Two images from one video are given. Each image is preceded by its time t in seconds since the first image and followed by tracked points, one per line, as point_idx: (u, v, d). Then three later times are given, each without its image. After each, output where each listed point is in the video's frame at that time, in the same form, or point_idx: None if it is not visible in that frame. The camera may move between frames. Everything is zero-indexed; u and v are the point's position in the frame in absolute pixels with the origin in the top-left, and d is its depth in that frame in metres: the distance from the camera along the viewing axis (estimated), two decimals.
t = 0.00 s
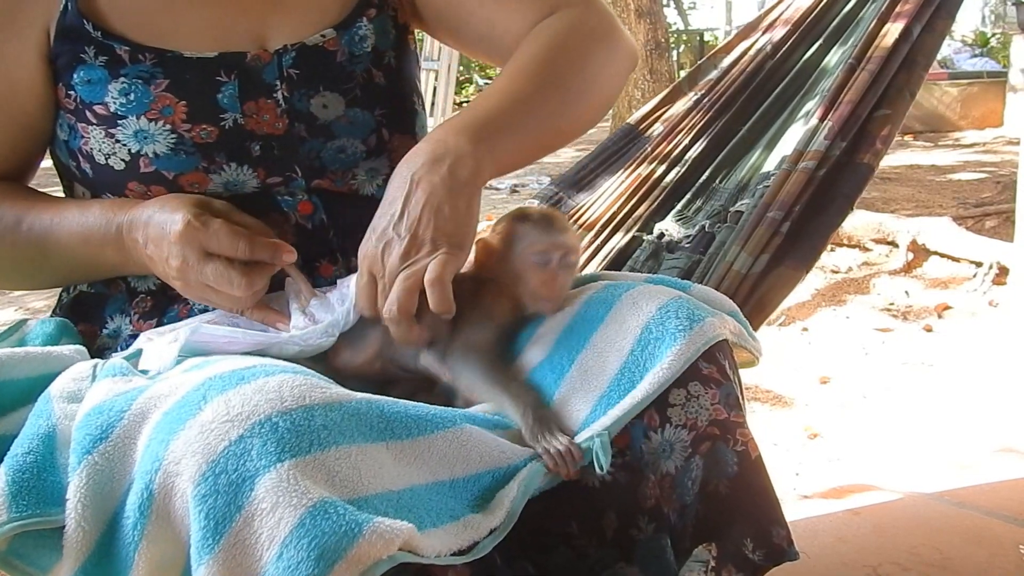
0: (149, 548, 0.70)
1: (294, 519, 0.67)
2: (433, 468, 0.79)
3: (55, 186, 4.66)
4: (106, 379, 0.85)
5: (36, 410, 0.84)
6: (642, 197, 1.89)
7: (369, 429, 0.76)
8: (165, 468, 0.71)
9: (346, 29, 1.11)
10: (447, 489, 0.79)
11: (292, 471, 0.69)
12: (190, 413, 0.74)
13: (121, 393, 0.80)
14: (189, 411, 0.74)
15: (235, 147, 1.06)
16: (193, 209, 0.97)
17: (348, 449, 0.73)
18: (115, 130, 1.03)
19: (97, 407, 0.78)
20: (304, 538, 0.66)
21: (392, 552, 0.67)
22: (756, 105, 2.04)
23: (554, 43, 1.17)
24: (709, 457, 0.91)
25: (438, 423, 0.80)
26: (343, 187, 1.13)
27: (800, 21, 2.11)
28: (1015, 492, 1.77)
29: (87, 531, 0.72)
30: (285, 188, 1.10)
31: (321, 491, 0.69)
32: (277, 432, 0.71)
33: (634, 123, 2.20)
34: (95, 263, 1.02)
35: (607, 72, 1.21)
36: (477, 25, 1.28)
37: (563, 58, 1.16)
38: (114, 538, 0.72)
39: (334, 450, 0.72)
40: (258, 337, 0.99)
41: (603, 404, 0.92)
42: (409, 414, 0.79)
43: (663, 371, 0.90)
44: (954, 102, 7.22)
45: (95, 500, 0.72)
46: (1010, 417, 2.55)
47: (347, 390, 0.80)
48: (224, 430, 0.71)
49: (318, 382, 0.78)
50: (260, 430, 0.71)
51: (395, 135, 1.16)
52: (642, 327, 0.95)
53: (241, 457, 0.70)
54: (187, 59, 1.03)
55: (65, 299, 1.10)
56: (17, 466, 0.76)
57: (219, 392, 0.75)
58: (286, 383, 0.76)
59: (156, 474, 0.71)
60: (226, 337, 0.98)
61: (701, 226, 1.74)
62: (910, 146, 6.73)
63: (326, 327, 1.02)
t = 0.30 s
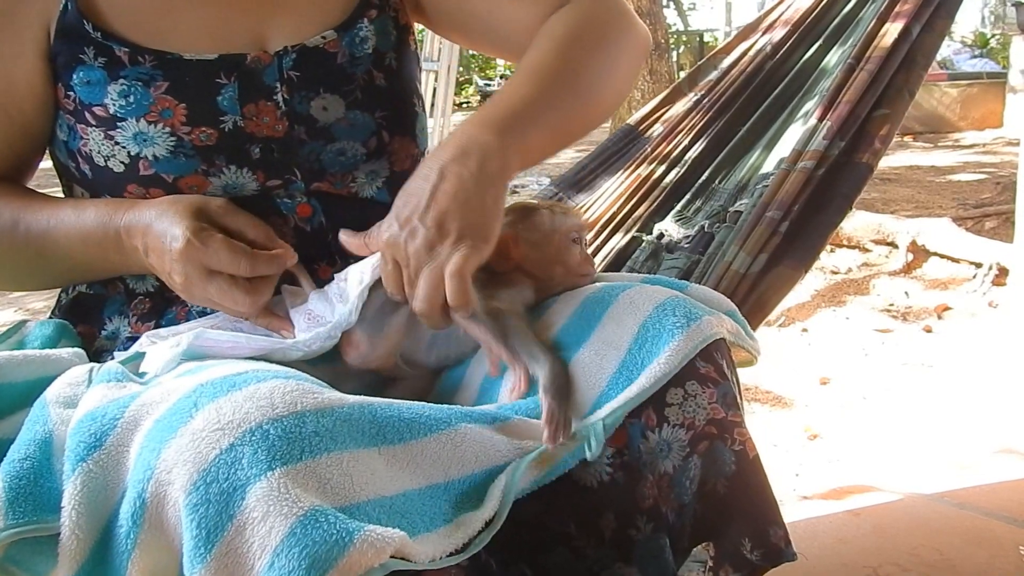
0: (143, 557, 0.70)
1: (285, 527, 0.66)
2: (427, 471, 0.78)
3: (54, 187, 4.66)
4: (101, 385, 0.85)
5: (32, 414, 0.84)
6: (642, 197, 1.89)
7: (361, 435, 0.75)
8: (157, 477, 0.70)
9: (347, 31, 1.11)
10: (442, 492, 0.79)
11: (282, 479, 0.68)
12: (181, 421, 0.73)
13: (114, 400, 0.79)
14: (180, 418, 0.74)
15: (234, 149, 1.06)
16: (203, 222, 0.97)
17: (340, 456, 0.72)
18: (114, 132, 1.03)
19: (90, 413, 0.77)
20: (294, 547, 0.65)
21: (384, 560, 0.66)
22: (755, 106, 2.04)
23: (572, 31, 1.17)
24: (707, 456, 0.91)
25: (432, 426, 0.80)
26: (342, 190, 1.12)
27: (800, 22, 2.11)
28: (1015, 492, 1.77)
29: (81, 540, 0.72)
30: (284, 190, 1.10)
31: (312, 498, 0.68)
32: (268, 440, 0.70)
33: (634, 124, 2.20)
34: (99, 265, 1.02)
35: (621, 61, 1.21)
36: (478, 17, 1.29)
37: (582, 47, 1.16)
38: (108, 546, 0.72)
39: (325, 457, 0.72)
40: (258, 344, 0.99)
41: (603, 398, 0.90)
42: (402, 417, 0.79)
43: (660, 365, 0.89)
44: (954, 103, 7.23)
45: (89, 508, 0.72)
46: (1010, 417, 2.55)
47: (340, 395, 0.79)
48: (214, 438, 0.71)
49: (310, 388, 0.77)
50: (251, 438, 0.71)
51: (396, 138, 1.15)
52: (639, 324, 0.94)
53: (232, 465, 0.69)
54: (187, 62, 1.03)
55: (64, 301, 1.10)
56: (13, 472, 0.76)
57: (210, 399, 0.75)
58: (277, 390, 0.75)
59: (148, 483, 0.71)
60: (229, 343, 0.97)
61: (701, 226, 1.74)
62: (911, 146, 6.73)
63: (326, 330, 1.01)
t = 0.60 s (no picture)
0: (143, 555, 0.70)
1: (284, 527, 0.66)
2: (428, 471, 0.78)
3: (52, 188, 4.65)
4: (103, 383, 0.85)
5: (33, 412, 0.84)
6: (642, 198, 1.90)
7: (361, 435, 0.75)
8: (157, 475, 0.70)
9: (357, 36, 1.12)
10: (443, 492, 0.79)
11: (282, 478, 0.68)
12: (182, 419, 0.73)
13: (116, 398, 0.79)
14: (180, 416, 0.73)
15: (245, 154, 1.07)
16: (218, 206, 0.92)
17: (339, 455, 0.72)
18: (125, 137, 1.03)
19: (92, 411, 0.77)
20: (293, 546, 0.65)
21: (382, 561, 0.66)
22: (757, 106, 2.05)
23: (587, 41, 1.18)
24: (706, 457, 0.91)
25: (432, 426, 0.80)
26: (350, 195, 1.13)
27: (799, 24, 2.12)
28: (1014, 493, 1.78)
29: (82, 537, 0.72)
30: (292, 195, 1.10)
31: (311, 498, 0.68)
32: (268, 439, 0.70)
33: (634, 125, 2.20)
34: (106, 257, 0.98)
35: (639, 72, 1.21)
36: (484, 21, 1.28)
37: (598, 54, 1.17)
38: (109, 544, 0.73)
39: (325, 456, 0.72)
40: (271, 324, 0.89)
41: (602, 404, 0.90)
42: (402, 418, 0.79)
43: (664, 369, 0.89)
44: (954, 104, 7.23)
45: (90, 505, 0.72)
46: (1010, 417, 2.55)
47: (340, 394, 0.79)
48: (215, 437, 0.71)
49: (311, 387, 0.77)
50: (252, 437, 0.70)
51: (403, 143, 1.16)
52: (640, 326, 0.94)
53: (232, 465, 0.69)
54: (198, 67, 1.03)
55: (67, 300, 1.10)
56: (15, 470, 0.76)
57: (210, 398, 0.74)
58: (278, 389, 0.75)
59: (148, 482, 0.71)
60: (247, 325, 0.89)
61: (700, 228, 1.74)
62: (910, 147, 6.74)
63: (340, 299, 0.94)
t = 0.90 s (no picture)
0: (143, 552, 0.70)
1: (284, 527, 0.66)
2: (429, 470, 0.79)
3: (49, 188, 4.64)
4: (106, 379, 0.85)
5: (36, 409, 0.84)
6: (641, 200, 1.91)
7: (361, 435, 0.76)
8: (157, 474, 0.71)
9: (369, 41, 1.11)
10: (445, 490, 0.79)
11: (282, 478, 0.68)
12: (183, 418, 0.73)
13: (117, 396, 0.79)
14: (181, 415, 0.74)
15: (263, 159, 1.05)
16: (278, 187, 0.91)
17: (339, 455, 0.73)
18: (142, 140, 1.01)
19: (93, 409, 0.78)
20: (293, 546, 0.65)
21: (381, 561, 0.66)
22: (756, 107, 2.06)
23: (586, 67, 1.23)
24: (704, 457, 0.91)
25: (433, 425, 0.80)
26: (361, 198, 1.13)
27: (799, 25, 2.12)
28: (1013, 493, 1.78)
29: (83, 535, 0.72)
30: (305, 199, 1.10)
31: (311, 498, 0.68)
32: (268, 438, 0.71)
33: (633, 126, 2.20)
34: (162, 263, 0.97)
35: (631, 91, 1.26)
36: (494, 42, 1.28)
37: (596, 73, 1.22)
38: (110, 542, 0.73)
39: (325, 456, 0.72)
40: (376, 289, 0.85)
41: (604, 404, 0.91)
42: (403, 417, 0.79)
43: (666, 365, 0.88)
44: (953, 104, 7.23)
45: (91, 504, 0.73)
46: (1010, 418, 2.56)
47: (341, 394, 0.79)
48: (215, 436, 0.71)
49: (313, 386, 0.78)
50: (252, 436, 0.71)
51: (415, 148, 1.16)
52: (640, 326, 0.93)
53: (232, 464, 0.69)
54: (216, 71, 1.02)
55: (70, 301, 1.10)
56: (16, 467, 0.76)
57: (211, 397, 0.75)
58: (279, 389, 0.75)
59: (149, 480, 0.71)
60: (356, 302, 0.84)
61: (698, 229, 1.74)
62: (909, 147, 6.74)
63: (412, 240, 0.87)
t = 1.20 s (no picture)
0: (144, 552, 0.70)
1: (284, 526, 0.66)
2: (430, 471, 0.79)
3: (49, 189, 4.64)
4: (108, 378, 0.85)
5: (38, 406, 0.84)
6: (643, 200, 1.91)
7: (362, 435, 0.76)
8: (158, 473, 0.71)
9: (378, 43, 1.11)
10: (446, 491, 0.79)
11: (283, 477, 0.68)
12: (184, 417, 0.73)
13: (120, 395, 0.80)
14: (183, 414, 0.74)
15: (273, 160, 1.05)
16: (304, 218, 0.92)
17: (340, 455, 0.73)
18: (153, 139, 1.01)
19: (95, 408, 0.78)
20: (293, 545, 0.65)
21: (382, 561, 0.66)
22: (756, 108, 2.06)
23: (592, 70, 1.23)
24: (705, 459, 0.91)
25: (434, 426, 0.80)
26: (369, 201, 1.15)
27: (799, 25, 2.12)
28: (1014, 493, 1.78)
29: (84, 534, 0.72)
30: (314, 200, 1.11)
31: (312, 497, 0.68)
32: (269, 438, 0.71)
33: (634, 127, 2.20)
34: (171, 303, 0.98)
35: (639, 94, 1.27)
36: (497, 42, 1.28)
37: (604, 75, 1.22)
38: (111, 541, 0.73)
39: (326, 456, 0.72)
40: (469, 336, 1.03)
41: (603, 408, 0.90)
42: (404, 418, 0.79)
43: (666, 366, 0.88)
44: (953, 104, 7.23)
45: (92, 503, 0.73)
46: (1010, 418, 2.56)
47: (342, 393, 0.79)
48: (216, 435, 0.71)
49: (314, 386, 0.78)
50: (253, 436, 0.71)
51: (422, 150, 1.17)
52: (641, 327, 0.93)
53: (233, 464, 0.69)
54: (227, 72, 1.02)
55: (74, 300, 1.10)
56: (17, 465, 0.76)
57: (213, 397, 0.75)
58: (279, 389, 0.75)
59: (150, 480, 0.71)
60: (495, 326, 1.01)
61: (698, 230, 1.75)
62: (909, 147, 6.75)
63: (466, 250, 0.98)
